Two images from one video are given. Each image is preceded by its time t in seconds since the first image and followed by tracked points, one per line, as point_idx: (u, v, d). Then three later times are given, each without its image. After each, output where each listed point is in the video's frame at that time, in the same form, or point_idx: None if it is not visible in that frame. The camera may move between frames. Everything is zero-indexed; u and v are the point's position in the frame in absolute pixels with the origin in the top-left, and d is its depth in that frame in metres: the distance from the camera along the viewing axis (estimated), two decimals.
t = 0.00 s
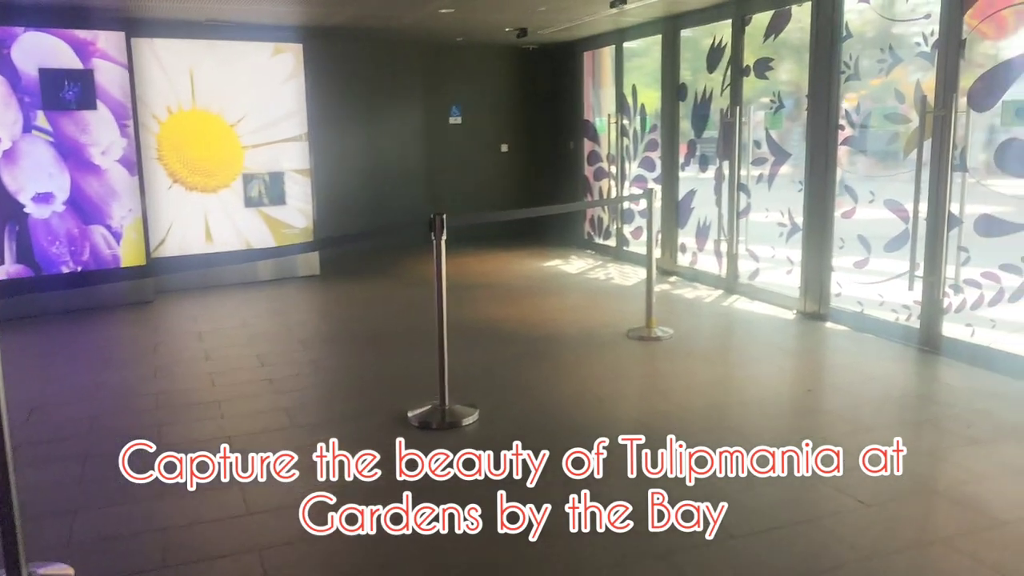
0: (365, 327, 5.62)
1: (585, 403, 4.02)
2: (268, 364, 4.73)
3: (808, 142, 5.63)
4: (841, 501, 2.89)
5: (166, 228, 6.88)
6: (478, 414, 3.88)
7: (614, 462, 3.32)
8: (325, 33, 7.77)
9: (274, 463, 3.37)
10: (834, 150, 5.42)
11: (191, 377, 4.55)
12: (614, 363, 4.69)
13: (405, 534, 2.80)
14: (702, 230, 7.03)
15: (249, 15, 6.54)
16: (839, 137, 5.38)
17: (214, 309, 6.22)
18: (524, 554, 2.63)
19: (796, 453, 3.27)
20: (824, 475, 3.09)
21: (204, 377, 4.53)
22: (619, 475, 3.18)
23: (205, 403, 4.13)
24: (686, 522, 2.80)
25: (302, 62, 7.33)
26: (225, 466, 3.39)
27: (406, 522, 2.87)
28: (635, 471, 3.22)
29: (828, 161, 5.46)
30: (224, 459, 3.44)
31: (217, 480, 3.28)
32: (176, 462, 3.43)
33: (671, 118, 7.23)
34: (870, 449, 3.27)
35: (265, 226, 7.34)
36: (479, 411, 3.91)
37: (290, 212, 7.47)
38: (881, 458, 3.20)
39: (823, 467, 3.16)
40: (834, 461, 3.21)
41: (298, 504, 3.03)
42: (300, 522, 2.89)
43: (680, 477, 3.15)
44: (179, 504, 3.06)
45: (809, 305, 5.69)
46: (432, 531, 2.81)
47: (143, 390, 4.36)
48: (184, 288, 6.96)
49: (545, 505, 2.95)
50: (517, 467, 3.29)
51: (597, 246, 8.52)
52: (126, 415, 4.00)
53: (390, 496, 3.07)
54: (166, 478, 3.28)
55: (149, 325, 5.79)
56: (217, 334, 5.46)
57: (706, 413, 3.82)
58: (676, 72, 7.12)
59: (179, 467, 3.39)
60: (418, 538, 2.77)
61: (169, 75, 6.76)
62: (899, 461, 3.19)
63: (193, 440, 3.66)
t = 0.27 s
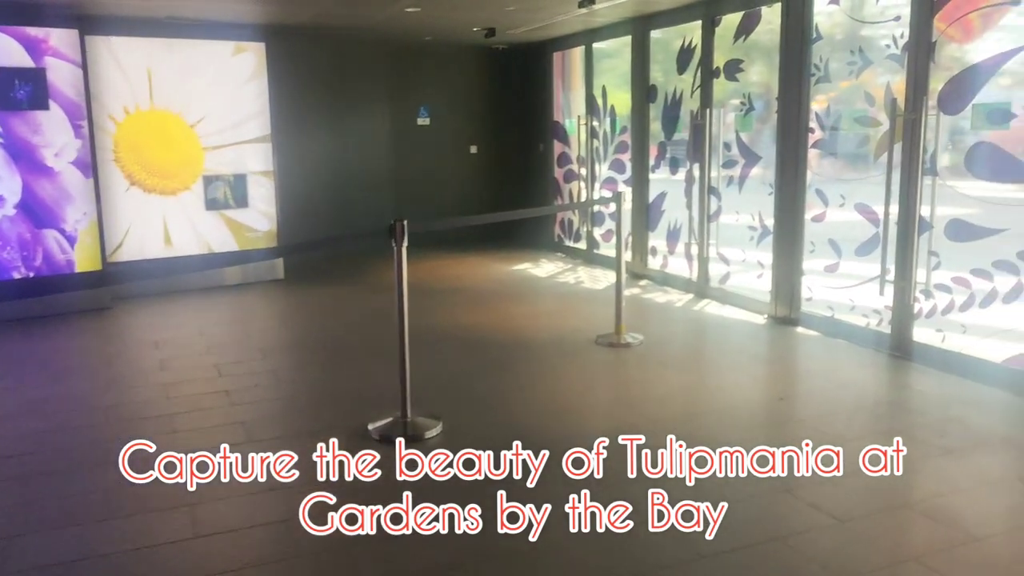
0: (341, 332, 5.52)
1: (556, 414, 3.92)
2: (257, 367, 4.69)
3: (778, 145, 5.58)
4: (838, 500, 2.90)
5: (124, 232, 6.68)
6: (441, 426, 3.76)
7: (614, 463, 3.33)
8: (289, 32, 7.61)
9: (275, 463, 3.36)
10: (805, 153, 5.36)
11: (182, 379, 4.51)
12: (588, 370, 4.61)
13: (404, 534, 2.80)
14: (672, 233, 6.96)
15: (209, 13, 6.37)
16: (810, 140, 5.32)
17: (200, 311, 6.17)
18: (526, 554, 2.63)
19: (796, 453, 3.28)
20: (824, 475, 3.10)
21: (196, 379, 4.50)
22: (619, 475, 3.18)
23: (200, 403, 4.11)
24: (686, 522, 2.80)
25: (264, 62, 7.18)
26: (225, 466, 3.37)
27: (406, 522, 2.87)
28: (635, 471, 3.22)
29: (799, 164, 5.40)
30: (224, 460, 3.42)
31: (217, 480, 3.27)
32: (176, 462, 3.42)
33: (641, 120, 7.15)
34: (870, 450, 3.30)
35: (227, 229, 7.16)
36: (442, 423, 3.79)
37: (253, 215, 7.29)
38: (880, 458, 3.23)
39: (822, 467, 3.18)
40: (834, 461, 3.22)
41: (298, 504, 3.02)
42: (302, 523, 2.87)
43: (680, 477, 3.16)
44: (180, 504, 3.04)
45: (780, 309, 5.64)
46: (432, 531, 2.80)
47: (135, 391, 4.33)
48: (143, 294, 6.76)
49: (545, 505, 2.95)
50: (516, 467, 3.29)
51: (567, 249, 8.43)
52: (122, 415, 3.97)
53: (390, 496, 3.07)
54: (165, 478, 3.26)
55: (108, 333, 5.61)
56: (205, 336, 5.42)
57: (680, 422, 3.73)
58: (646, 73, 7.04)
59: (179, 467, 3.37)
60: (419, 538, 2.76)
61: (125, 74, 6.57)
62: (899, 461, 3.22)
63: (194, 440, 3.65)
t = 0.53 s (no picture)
0: (320, 334, 5.44)
1: (530, 419, 3.83)
2: (245, 368, 4.64)
3: (751, 145, 5.53)
4: (836, 499, 2.91)
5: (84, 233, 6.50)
6: (408, 433, 3.64)
7: (614, 462, 3.31)
8: (255, 28, 7.45)
9: (275, 463, 3.34)
10: (778, 153, 5.32)
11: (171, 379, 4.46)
12: (564, 374, 4.53)
13: (404, 534, 2.79)
14: (645, 234, 6.90)
15: (173, 9, 6.21)
16: (783, 141, 5.28)
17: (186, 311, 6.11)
18: (527, 553, 2.62)
19: (796, 453, 3.28)
20: (825, 475, 3.11)
21: (189, 378, 4.46)
22: (619, 475, 3.17)
23: (196, 403, 4.08)
24: (686, 522, 2.79)
25: (229, 60, 7.00)
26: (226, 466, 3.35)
27: (406, 522, 2.85)
28: (635, 471, 3.21)
29: (772, 164, 5.36)
30: (224, 459, 3.40)
31: (217, 480, 3.25)
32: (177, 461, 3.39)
33: (614, 120, 7.09)
34: (870, 449, 3.31)
35: (191, 229, 6.99)
36: (409, 431, 3.67)
37: (219, 215, 7.12)
38: (881, 458, 3.24)
39: (823, 467, 3.18)
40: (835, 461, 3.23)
41: (298, 504, 3.01)
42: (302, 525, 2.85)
43: (680, 477, 3.15)
44: (182, 505, 3.03)
45: (753, 310, 5.60)
46: (433, 531, 2.79)
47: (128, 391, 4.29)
48: (105, 296, 6.58)
49: (545, 505, 2.94)
50: (517, 467, 3.28)
51: (539, 250, 8.36)
52: (119, 414, 3.94)
53: (390, 495, 3.05)
54: (165, 478, 3.24)
55: (70, 336, 5.46)
56: (192, 336, 5.37)
57: (657, 427, 3.67)
58: (619, 73, 6.98)
59: (179, 467, 3.35)
60: (420, 538, 2.75)
61: (85, 71, 6.40)
62: (898, 460, 3.24)
63: (195, 439, 3.62)
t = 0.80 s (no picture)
0: (293, 335, 5.32)
1: (501, 423, 3.75)
2: (232, 368, 4.56)
3: (720, 143, 5.47)
4: (836, 498, 2.89)
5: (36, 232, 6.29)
6: (368, 440, 3.52)
7: (615, 462, 3.27)
8: (216, 21, 7.26)
9: (274, 464, 3.30)
10: (747, 151, 5.27)
11: (159, 377, 4.40)
12: (540, 375, 4.44)
13: (405, 534, 2.75)
14: (614, 233, 6.83)
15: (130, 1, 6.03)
16: (752, 139, 5.23)
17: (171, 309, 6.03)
18: (527, 554, 2.59)
19: (796, 453, 3.25)
20: (825, 475, 3.09)
21: (183, 377, 4.41)
22: (619, 476, 3.14)
23: (194, 401, 4.04)
24: (686, 522, 2.76)
25: (190, 53, 6.85)
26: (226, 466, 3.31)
27: (407, 522, 2.82)
28: (635, 471, 3.18)
29: (741, 163, 5.31)
30: (224, 459, 3.36)
31: (218, 480, 3.21)
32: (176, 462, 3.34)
33: (582, 117, 7.01)
34: (869, 450, 3.28)
35: (150, 228, 6.80)
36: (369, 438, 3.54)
37: (180, 213, 6.94)
38: (880, 458, 3.22)
39: (822, 467, 3.16)
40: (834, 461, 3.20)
41: (298, 505, 2.97)
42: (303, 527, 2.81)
43: (680, 477, 3.12)
44: (186, 504, 3.00)
45: (723, 309, 5.55)
46: (433, 531, 2.76)
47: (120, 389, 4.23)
48: (60, 296, 6.38)
49: (545, 505, 2.91)
50: (517, 467, 3.23)
51: (508, 249, 8.26)
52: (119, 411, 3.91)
53: (390, 495, 3.02)
54: (165, 478, 3.20)
55: (26, 338, 5.28)
56: (178, 335, 5.29)
57: (633, 431, 3.58)
58: (588, 70, 6.90)
59: (179, 467, 3.30)
60: (420, 539, 2.72)
61: (37, 64, 6.18)
62: (899, 461, 3.22)
63: (195, 438, 3.58)
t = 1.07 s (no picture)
0: (259, 334, 5.17)
1: (474, 423, 3.64)
2: (206, 368, 4.42)
3: (691, 137, 5.40)
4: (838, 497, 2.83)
5: None
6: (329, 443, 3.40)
7: (615, 462, 3.19)
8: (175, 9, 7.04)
9: (274, 463, 3.18)
10: (718, 145, 5.19)
11: (129, 377, 4.25)
12: (514, 374, 4.33)
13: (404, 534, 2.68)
14: (585, 228, 6.73)
15: None
16: (722, 132, 5.16)
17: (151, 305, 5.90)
18: (528, 555, 2.52)
19: (796, 453, 3.16)
20: (825, 475, 3.01)
21: (168, 375, 4.30)
22: (620, 476, 3.06)
23: (186, 399, 3.94)
24: (686, 522, 2.69)
25: (145, 42, 6.64)
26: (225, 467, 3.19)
27: (406, 522, 2.74)
28: (636, 471, 3.10)
29: (712, 157, 5.23)
30: (224, 459, 3.24)
31: (218, 481, 3.10)
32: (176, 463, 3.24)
33: (552, 110, 6.90)
34: (870, 450, 3.20)
35: (106, 223, 6.58)
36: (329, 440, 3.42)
37: (137, 208, 6.73)
38: (881, 458, 3.14)
39: (823, 467, 3.08)
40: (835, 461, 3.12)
41: (297, 505, 2.89)
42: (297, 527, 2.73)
43: (680, 477, 3.03)
44: (169, 508, 2.88)
45: (694, 305, 5.48)
46: (433, 531, 2.69)
47: (106, 386, 4.13)
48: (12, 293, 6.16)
49: (545, 505, 2.83)
50: (517, 467, 3.15)
51: (477, 244, 8.13)
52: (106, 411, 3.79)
53: (390, 495, 2.94)
54: (165, 478, 3.10)
55: None
56: (155, 333, 5.15)
57: (610, 431, 3.49)
58: (557, 62, 6.78)
59: (179, 467, 3.20)
60: (418, 540, 2.64)
61: None
62: (899, 461, 3.14)
63: (173, 439, 3.46)
